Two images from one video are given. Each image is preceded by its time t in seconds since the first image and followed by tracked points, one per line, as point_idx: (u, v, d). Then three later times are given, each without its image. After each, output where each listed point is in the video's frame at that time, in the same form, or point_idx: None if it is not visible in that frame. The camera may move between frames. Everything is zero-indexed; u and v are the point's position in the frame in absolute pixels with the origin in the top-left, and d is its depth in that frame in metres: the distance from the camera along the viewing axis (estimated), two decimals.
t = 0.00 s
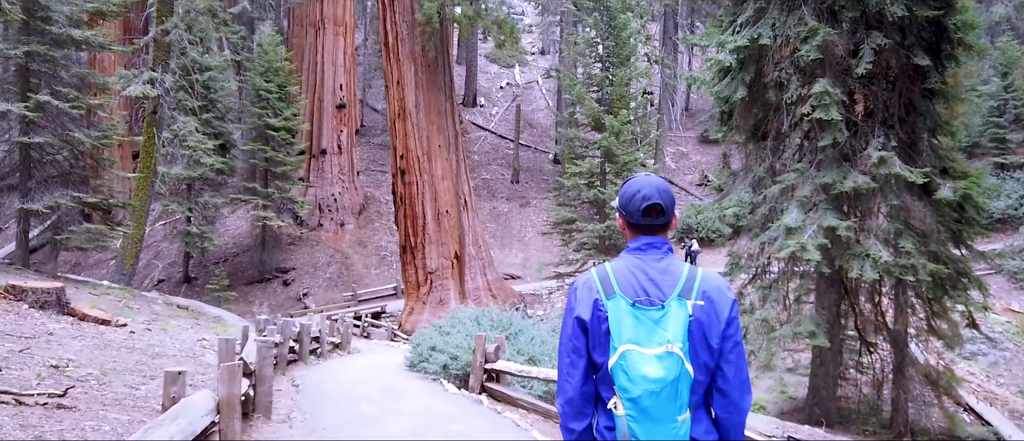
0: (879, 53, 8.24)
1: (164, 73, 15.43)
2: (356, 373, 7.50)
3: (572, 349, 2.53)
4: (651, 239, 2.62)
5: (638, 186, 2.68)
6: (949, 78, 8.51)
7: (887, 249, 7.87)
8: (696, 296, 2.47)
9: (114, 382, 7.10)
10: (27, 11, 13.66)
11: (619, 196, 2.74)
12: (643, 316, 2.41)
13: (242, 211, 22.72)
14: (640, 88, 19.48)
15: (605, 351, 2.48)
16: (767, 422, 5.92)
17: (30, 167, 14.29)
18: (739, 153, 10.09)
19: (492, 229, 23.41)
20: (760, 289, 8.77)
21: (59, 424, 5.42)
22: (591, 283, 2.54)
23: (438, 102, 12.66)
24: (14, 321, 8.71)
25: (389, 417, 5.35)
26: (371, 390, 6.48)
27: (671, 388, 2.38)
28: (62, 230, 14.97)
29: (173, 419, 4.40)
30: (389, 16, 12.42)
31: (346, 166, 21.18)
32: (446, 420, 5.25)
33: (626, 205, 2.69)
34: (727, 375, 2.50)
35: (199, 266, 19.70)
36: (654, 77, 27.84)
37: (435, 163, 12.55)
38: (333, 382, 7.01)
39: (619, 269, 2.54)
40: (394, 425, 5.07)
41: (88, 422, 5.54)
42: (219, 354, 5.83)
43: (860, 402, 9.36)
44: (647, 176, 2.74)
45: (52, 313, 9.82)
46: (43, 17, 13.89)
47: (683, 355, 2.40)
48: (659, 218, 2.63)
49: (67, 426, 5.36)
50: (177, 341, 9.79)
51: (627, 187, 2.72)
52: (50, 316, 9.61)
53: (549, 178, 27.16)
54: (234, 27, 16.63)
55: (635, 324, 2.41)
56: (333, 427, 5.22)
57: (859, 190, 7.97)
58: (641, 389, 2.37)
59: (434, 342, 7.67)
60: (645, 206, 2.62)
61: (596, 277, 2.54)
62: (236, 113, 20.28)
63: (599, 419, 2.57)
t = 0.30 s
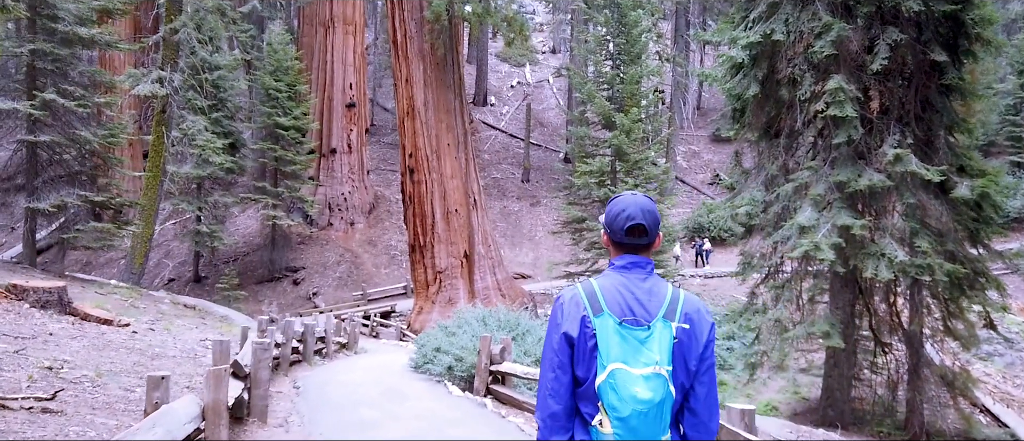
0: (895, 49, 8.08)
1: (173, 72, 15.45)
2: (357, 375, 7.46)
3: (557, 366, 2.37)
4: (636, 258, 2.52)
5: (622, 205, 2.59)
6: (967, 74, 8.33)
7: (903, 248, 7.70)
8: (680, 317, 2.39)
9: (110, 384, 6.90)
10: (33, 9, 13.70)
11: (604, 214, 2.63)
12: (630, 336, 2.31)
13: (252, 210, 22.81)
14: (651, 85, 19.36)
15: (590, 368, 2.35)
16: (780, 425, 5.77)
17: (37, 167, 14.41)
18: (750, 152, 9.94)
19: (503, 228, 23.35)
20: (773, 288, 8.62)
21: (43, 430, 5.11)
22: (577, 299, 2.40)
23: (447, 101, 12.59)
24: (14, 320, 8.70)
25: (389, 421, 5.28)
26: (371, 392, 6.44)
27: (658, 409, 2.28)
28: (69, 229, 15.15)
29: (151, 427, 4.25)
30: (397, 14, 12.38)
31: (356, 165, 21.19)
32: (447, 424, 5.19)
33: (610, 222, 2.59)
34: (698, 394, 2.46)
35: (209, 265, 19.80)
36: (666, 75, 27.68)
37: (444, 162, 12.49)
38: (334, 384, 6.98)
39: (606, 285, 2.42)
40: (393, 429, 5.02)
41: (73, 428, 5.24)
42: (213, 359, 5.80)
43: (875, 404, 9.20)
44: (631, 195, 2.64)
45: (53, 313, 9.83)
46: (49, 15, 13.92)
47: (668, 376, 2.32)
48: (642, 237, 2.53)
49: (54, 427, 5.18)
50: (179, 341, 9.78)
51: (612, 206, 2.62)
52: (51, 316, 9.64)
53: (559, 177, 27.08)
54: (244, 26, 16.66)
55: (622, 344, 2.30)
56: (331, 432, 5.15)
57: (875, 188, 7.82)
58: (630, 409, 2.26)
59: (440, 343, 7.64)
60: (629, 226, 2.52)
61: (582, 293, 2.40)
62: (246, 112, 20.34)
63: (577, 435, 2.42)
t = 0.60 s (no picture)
0: (912, 44, 7.92)
1: (183, 71, 15.51)
2: (358, 377, 7.37)
3: (555, 338, 2.59)
4: (634, 238, 2.73)
5: (623, 186, 2.77)
6: (985, 70, 8.17)
7: (921, 248, 7.55)
8: (675, 297, 2.61)
9: (108, 385, 6.85)
10: (41, 7, 13.78)
11: (604, 194, 2.82)
12: (627, 313, 2.53)
13: (262, 210, 22.87)
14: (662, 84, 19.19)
15: (587, 342, 2.57)
16: (792, 427, 5.65)
17: (45, 166, 14.55)
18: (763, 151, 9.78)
19: (512, 228, 23.27)
20: (786, 289, 8.48)
21: (31, 435, 5.03)
22: (577, 276, 2.62)
23: (456, 99, 12.54)
24: (16, 320, 8.74)
25: (394, 425, 5.25)
26: (376, 393, 6.42)
27: (651, 384, 2.50)
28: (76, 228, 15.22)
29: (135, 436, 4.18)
30: (407, 12, 12.35)
31: (365, 165, 21.20)
32: (453, 429, 5.14)
33: (611, 203, 2.79)
34: (694, 372, 2.69)
35: (219, 264, 19.87)
36: (678, 73, 27.47)
37: (453, 161, 12.43)
38: (336, 385, 6.95)
39: (605, 264, 2.64)
40: (398, 432, 5.00)
41: (63, 432, 5.18)
42: (212, 359, 5.69)
43: (890, 406, 9.03)
44: (630, 176, 2.84)
45: (56, 312, 9.86)
46: (57, 13, 13.98)
47: (663, 352, 2.53)
48: (643, 218, 2.74)
49: (47, 428, 5.23)
50: (184, 342, 9.78)
51: (612, 185, 2.82)
52: (55, 315, 9.66)
53: (569, 177, 26.96)
54: (254, 25, 16.69)
55: (619, 321, 2.52)
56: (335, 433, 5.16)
57: (891, 187, 7.68)
58: (624, 383, 2.48)
59: (446, 344, 7.61)
60: (631, 206, 2.72)
61: (582, 271, 2.62)
62: (257, 112, 20.39)
63: (573, 408, 2.66)
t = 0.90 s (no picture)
0: (932, 39, 7.75)
1: (194, 71, 15.54)
2: (366, 378, 7.32)
3: (545, 353, 2.56)
4: (621, 248, 2.70)
5: (608, 196, 2.76)
6: (1006, 66, 7.99)
7: (941, 247, 7.37)
8: (662, 304, 2.55)
9: (108, 387, 6.81)
10: (50, 5, 13.82)
11: (589, 204, 2.82)
12: (612, 323, 2.47)
13: (273, 209, 22.93)
14: (674, 82, 19.05)
15: (576, 354, 2.53)
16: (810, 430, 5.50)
17: (55, 165, 14.62)
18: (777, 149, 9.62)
19: (523, 228, 23.18)
20: (803, 289, 8.32)
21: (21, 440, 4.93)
22: (564, 289, 2.59)
23: (467, 98, 12.46)
24: (20, 320, 8.76)
25: (400, 429, 5.19)
26: (384, 396, 6.34)
27: (639, 393, 2.43)
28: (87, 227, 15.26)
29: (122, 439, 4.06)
30: (417, 10, 12.30)
31: (376, 164, 21.20)
32: (460, 433, 5.06)
33: (597, 214, 2.77)
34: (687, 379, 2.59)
35: (230, 264, 19.93)
36: (690, 72, 27.28)
37: (464, 159, 12.35)
38: (344, 386, 6.91)
39: (591, 275, 2.60)
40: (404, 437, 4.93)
41: (54, 438, 5.05)
42: (212, 362, 5.57)
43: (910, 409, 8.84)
44: (616, 186, 2.83)
45: (62, 311, 9.89)
46: (66, 10, 14.01)
47: (650, 361, 2.46)
48: (629, 226, 2.72)
49: (39, 433, 5.12)
50: (190, 342, 9.74)
51: (597, 196, 2.81)
52: (61, 315, 9.69)
53: (580, 176, 26.85)
54: (265, 25, 16.70)
55: (604, 331, 2.47)
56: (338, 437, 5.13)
57: (911, 185, 7.50)
58: (610, 394, 2.42)
59: (456, 346, 7.58)
60: (617, 216, 2.71)
61: (568, 283, 2.59)
62: (268, 112, 20.44)
63: (568, 422, 2.61)
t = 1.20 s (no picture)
0: (954, 34, 7.55)
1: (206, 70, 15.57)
2: (377, 380, 7.26)
3: (533, 339, 2.62)
4: (608, 234, 2.74)
5: (595, 185, 2.80)
6: None
7: (965, 247, 7.18)
8: (648, 289, 2.60)
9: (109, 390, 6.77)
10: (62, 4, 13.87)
11: (577, 194, 2.85)
12: (598, 308, 2.53)
13: (285, 209, 22.98)
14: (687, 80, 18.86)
15: (563, 340, 2.59)
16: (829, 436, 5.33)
17: (66, 164, 14.70)
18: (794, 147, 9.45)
19: (535, 227, 23.07)
20: (822, 290, 8.15)
21: None
22: (551, 276, 2.65)
23: (479, 96, 12.39)
24: (25, 321, 8.76)
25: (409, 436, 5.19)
26: (394, 400, 6.32)
27: (625, 375, 2.49)
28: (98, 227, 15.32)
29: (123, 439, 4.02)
30: (428, 9, 12.24)
31: (387, 163, 21.20)
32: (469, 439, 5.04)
33: (584, 201, 2.81)
34: (676, 362, 2.63)
35: (242, 263, 19.99)
36: (703, 70, 27.05)
37: (476, 158, 12.26)
38: (354, 388, 6.90)
39: (578, 262, 2.66)
40: None
41: None
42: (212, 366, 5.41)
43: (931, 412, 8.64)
44: (603, 174, 2.87)
45: (68, 312, 9.90)
46: (77, 10, 14.07)
47: (637, 345, 2.52)
48: (616, 214, 2.76)
49: (29, 439, 5.00)
50: (197, 343, 9.69)
51: (585, 184, 2.85)
52: (67, 315, 9.70)
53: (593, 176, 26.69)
54: (277, 24, 16.70)
55: (591, 316, 2.52)
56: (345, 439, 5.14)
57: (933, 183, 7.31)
58: (597, 377, 2.47)
59: (467, 349, 7.54)
60: (603, 203, 2.75)
61: (555, 270, 2.65)
62: (280, 112, 20.47)
63: (557, 406, 2.65)
